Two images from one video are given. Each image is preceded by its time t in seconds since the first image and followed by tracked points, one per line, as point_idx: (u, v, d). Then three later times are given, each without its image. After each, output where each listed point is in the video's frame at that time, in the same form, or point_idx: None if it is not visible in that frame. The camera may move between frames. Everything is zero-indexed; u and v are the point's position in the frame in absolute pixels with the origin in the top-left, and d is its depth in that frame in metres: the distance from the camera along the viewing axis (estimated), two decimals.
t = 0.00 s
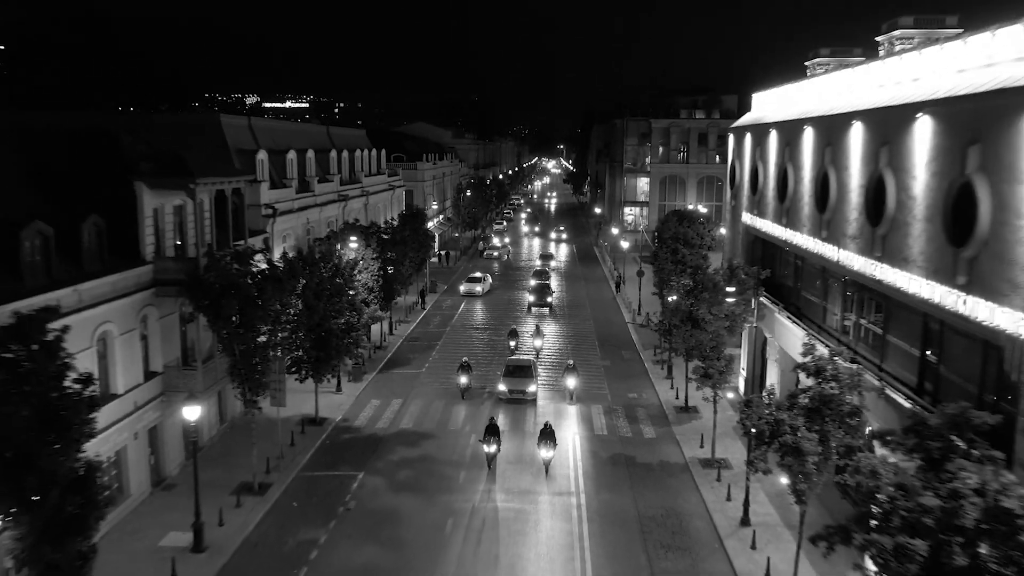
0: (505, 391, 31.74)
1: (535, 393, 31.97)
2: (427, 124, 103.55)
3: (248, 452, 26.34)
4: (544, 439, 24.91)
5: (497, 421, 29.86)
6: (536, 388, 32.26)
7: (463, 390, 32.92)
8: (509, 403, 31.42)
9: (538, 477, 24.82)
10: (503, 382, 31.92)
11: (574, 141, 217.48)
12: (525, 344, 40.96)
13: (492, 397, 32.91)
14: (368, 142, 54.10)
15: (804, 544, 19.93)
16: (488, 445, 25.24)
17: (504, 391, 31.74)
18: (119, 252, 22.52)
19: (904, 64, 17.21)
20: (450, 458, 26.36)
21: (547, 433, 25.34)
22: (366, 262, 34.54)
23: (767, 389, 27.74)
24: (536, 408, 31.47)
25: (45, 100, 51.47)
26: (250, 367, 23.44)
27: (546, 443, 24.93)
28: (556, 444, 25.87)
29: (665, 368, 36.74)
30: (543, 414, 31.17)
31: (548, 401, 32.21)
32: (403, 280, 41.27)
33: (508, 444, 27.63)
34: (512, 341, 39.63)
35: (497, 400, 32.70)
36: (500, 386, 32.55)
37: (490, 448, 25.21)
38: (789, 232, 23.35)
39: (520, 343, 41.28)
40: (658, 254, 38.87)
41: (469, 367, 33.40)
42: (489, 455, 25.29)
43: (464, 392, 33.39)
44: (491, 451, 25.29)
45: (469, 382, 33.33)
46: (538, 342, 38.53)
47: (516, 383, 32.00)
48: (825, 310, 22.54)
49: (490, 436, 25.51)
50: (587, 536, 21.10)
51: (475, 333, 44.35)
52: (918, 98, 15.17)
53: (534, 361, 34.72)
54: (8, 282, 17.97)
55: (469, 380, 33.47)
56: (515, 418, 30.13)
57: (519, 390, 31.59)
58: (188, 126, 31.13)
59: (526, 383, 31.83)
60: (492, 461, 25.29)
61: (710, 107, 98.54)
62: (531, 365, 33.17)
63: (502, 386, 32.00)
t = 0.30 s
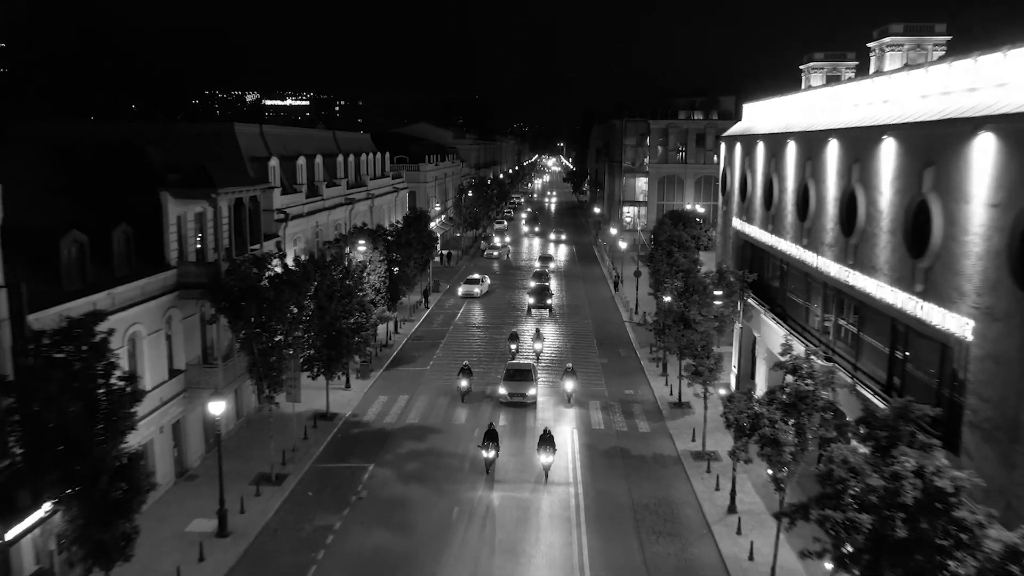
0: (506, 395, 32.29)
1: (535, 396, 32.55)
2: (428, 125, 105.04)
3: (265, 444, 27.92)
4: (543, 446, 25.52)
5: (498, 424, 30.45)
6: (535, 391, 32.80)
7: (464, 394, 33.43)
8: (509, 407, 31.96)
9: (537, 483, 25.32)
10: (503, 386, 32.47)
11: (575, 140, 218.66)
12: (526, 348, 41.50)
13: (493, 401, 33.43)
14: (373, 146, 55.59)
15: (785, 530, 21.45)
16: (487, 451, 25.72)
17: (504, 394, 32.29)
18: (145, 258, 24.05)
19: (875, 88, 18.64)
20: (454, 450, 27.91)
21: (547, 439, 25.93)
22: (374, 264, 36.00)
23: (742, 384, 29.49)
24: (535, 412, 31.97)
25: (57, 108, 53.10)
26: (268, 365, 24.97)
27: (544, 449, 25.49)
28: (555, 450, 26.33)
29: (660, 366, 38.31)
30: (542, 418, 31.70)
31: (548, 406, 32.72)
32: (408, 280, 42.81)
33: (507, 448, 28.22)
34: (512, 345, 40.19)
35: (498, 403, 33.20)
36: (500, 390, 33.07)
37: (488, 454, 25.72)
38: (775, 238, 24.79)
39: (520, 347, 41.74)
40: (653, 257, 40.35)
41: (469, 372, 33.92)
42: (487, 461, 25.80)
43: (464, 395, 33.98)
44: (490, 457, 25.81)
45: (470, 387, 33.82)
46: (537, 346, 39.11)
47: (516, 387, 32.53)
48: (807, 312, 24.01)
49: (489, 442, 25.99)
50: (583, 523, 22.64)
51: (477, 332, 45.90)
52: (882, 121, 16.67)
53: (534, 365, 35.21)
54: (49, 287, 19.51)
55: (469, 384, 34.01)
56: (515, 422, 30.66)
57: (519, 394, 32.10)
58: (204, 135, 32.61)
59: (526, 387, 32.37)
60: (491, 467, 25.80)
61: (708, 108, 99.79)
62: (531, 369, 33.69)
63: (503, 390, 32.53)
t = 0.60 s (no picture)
0: (506, 392, 32.76)
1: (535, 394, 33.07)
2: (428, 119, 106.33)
3: (281, 432, 29.52)
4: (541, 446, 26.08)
5: (498, 422, 30.94)
6: (535, 389, 33.29)
7: (464, 391, 33.87)
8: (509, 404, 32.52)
9: (536, 482, 25.73)
10: (503, 383, 32.92)
11: (575, 132, 219.67)
12: (526, 345, 42.05)
13: (493, 398, 33.88)
14: (376, 143, 56.97)
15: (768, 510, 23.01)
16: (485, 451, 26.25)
17: (504, 392, 32.78)
18: (168, 257, 25.55)
19: (851, 100, 20.04)
20: (459, 437, 29.46)
21: (546, 438, 26.38)
22: (380, 260, 37.44)
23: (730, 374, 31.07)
24: (534, 409, 32.44)
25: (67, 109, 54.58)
26: (284, 357, 26.48)
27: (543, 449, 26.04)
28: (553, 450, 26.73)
29: (655, 357, 39.84)
30: (542, 415, 32.19)
31: (548, 403, 33.20)
32: (413, 273, 44.34)
33: (507, 439, 29.42)
34: (513, 342, 40.81)
35: (498, 401, 33.65)
36: (500, 387, 33.55)
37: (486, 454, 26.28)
38: (762, 237, 26.23)
39: (521, 344, 42.24)
40: (648, 252, 41.78)
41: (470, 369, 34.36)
42: (485, 459, 26.35)
43: (463, 392, 34.45)
44: (488, 456, 26.36)
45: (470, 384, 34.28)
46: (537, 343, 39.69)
47: (516, 384, 33.03)
48: (791, 307, 25.47)
49: (488, 442, 26.49)
50: (580, 505, 24.17)
51: (479, 325, 47.41)
52: (854, 134, 18.11)
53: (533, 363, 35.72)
54: (84, 285, 21.02)
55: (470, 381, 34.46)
56: (515, 420, 31.08)
57: (519, 392, 32.58)
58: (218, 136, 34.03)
59: (526, 384, 32.85)
60: (489, 466, 26.36)
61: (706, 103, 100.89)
62: (531, 367, 34.17)
63: (503, 387, 33.01)
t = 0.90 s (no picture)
0: (507, 389, 33.53)
1: (534, 391, 33.88)
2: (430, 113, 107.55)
3: (295, 420, 31.08)
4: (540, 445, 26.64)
5: (498, 419, 31.67)
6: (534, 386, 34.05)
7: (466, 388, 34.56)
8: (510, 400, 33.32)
9: (535, 479, 26.29)
10: (504, 380, 33.74)
11: (575, 124, 220.53)
12: (526, 342, 42.92)
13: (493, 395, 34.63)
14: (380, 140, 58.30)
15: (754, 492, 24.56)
16: (485, 449, 26.82)
17: (505, 389, 33.56)
18: (189, 254, 27.03)
19: (830, 110, 21.45)
20: (464, 425, 31.00)
21: (545, 437, 26.98)
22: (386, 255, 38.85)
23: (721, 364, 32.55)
24: (534, 406, 33.21)
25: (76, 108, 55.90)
26: (299, 349, 27.96)
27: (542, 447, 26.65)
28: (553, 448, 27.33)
29: (652, 349, 41.35)
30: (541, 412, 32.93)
31: (547, 400, 33.96)
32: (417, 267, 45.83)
33: (508, 427, 30.94)
34: (513, 338, 41.75)
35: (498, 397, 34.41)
36: (501, 384, 34.33)
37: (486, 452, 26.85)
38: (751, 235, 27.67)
39: (521, 341, 42.99)
40: (645, 248, 43.19)
41: (471, 366, 35.09)
42: (485, 458, 26.95)
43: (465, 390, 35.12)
44: (488, 454, 26.94)
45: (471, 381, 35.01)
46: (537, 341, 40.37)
47: (517, 381, 33.82)
48: (778, 301, 26.94)
49: (487, 440, 27.05)
50: (578, 488, 25.71)
51: (482, 317, 48.90)
52: (832, 143, 19.56)
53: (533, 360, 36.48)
54: (115, 281, 22.52)
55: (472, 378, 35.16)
56: (515, 418, 31.65)
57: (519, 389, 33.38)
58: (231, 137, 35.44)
59: (526, 381, 33.62)
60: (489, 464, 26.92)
61: (704, 97, 101.96)
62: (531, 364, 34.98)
63: (504, 384, 33.79)
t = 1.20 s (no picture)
0: (507, 388, 34.05)
1: (534, 389, 34.41)
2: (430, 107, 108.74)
3: (307, 408, 32.65)
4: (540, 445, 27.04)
5: (498, 418, 32.23)
6: (534, 384, 34.59)
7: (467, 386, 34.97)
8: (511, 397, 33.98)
9: (535, 480, 26.75)
10: (504, 379, 34.30)
11: (575, 115, 221.61)
12: (525, 339, 43.59)
13: (494, 393, 35.15)
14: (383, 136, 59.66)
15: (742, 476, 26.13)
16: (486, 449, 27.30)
17: (505, 387, 34.11)
18: (208, 252, 28.54)
19: (812, 118, 22.88)
20: (469, 414, 32.57)
21: (544, 437, 27.35)
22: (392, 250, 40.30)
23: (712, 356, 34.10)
24: (534, 404, 33.82)
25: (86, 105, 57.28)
26: (311, 341, 29.46)
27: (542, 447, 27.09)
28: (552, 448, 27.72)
29: (648, 341, 42.93)
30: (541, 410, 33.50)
31: (547, 398, 34.52)
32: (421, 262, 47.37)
33: (510, 416, 32.48)
34: (513, 336, 42.48)
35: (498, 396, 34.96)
36: (501, 382, 34.79)
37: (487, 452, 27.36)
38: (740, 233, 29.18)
39: (521, 339, 43.54)
40: (641, 244, 44.67)
41: (471, 364, 35.58)
42: (486, 458, 27.44)
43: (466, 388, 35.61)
44: (488, 454, 27.44)
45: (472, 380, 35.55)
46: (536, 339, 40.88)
47: (516, 379, 34.38)
48: (766, 295, 28.45)
49: (487, 440, 27.52)
50: (576, 473, 27.26)
51: (483, 311, 50.42)
52: (812, 150, 21.00)
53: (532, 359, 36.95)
54: (142, 278, 24.01)
55: (472, 377, 35.64)
56: (515, 418, 32.09)
57: (519, 387, 33.98)
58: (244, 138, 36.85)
59: (526, 380, 34.16)
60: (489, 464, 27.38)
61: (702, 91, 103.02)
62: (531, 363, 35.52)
63: (505, 382, 34.31)
